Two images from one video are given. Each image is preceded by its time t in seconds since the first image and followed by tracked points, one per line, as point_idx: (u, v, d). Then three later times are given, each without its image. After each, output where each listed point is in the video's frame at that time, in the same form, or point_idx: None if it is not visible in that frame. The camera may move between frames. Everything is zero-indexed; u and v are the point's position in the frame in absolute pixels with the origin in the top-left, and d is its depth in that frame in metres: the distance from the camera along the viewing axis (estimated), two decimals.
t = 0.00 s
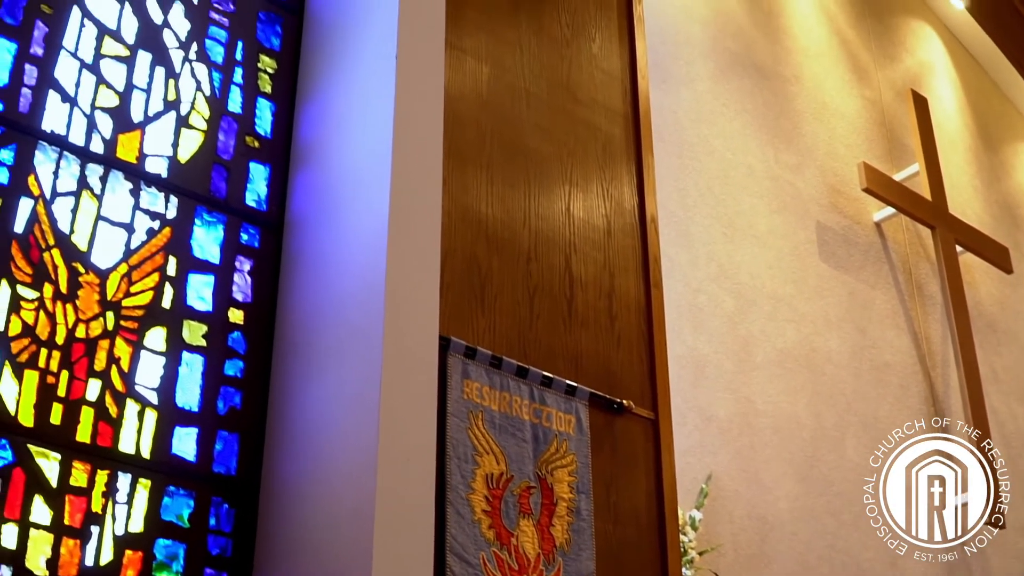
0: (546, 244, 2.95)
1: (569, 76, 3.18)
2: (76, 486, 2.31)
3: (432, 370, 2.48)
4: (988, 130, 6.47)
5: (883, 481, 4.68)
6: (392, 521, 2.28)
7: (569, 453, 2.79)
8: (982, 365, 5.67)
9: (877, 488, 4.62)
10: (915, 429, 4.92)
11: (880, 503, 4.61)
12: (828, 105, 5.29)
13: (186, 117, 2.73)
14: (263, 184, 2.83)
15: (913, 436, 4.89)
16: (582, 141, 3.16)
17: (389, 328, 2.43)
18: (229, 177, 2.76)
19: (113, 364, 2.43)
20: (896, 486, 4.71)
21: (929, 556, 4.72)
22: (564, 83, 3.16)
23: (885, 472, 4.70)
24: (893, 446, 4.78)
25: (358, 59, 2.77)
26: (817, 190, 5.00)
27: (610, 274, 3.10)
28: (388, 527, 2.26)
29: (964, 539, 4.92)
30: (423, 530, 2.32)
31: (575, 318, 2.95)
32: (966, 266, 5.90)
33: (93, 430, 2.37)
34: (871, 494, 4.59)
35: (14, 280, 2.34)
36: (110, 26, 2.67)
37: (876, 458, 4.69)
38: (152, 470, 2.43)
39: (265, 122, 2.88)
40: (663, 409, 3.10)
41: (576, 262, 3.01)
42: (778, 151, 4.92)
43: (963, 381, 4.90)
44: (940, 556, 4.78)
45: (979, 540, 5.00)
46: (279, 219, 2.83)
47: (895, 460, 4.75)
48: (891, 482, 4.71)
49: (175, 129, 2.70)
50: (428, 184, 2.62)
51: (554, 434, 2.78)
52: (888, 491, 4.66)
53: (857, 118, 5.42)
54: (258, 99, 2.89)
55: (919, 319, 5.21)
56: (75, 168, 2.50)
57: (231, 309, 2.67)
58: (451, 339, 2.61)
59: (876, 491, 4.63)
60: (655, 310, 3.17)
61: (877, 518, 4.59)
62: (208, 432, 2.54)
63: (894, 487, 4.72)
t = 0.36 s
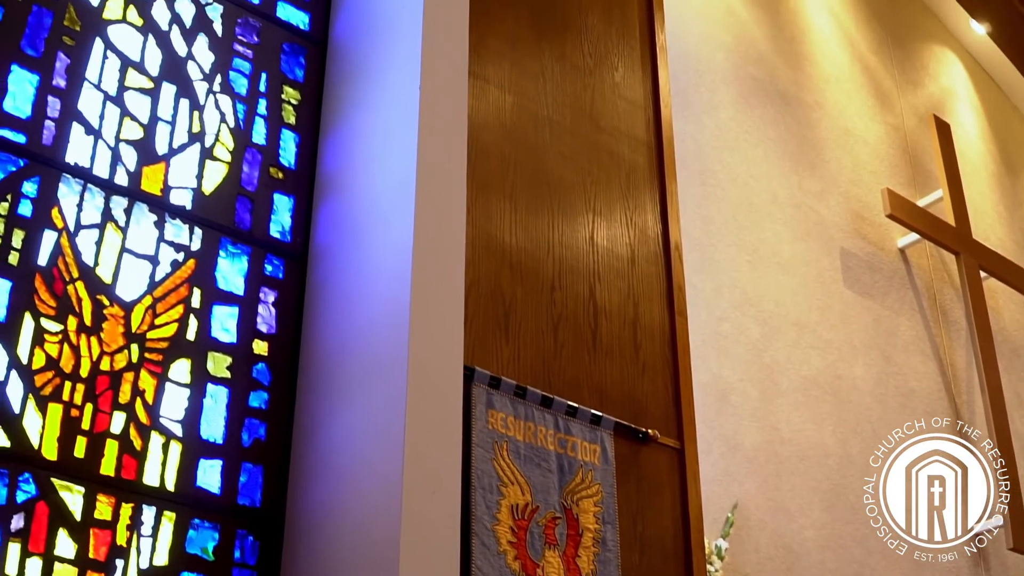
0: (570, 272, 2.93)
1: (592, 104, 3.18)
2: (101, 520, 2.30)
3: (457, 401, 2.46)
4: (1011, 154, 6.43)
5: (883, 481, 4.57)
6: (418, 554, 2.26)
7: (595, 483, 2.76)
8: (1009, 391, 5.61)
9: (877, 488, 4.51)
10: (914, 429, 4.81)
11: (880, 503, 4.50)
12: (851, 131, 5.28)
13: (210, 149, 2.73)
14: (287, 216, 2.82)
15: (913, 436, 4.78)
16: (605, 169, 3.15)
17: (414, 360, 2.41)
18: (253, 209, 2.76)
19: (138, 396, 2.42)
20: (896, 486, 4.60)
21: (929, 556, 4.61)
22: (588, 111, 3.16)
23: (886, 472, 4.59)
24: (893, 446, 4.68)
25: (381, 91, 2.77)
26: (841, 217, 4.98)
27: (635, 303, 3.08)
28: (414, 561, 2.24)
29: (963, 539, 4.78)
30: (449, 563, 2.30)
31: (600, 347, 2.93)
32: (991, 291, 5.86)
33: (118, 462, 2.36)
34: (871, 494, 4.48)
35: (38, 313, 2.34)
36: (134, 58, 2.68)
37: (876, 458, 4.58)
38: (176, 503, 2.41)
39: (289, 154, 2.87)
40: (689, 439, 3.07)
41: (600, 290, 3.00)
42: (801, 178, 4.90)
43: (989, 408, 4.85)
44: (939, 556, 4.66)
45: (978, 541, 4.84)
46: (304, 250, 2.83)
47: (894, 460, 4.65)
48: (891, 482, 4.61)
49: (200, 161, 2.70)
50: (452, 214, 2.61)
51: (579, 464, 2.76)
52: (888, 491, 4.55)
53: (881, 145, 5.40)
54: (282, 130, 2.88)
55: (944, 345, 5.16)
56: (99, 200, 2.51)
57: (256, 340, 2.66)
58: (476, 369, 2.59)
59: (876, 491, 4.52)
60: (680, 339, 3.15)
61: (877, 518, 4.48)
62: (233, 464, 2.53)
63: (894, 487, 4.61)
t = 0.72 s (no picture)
0: (589, 298, 2.93)
1: (611, 129, 3.18)
2: (121, 546, 2.29)
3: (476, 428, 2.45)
4: None
5: (883, 481, 4.50)
6: None
7: (614, 510, 2.75)
8: None
9: (877, 488, 4.44)
10: (915, 429, 4.73)
11: (880, 503, 4.43)
12: (871, 155, 5.26)
13: (231, 176, 2.73)
14: (307, 242, 2.82)
15: (913, 436, 4.70)
16: (624, 194, 3.14)
17: (434, 387, 2.41)
18: (273, 236, 2.76)
19: (158, 423, 2.43)
20: (896, 486, 4.53)
21: (929, 556, 4.51)
22: (606, 136, 3.15)
23: (886, 472, 4.52)
24: (893, 446, 4.61)
25: (401, 118, 2.78)
26: (861, 242, 4.96)
27: (654, 328, 3.06)
28: None
29: (963, 539, 4.67)
30: None
31: (620, 373, 2.92)
32: (1013, 316, 5.82)
33: (139, 489, 2.36)
34: (871, 494, 4.41)
35: (59, 340, 2.35)
36: (155, 86, 2.68)
37: (876, 458, 4.51)
38: (197, 530, 2.41)
39: (309, 180, 2.87)
40: (709, 466, 3.05)
41: (620, 315, 2.99)
42: (821, 202, 4.89)
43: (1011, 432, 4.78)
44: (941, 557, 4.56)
45: (978, 540, 4.71)
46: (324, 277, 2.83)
47: (895, 460, 4.58)
48: (892, 482, 4.53)
49: (220, 188, 2.70)
50: (471, 240, 2.61)
51: (599, 491, 2.74)
52: (888, 491, 4.48)
53: (901, 169, 5.38)
54: (302, 157, 2.88)
55: (966, 369, 5.11)
56: (120, 228, 2.51)
57: (275, 367, 2.66)
58: (495, 396, 2.59)
59: (876, 492, 4.44)
60: (700, 365, 3.13)
61: (877, 518, 4.40)
62: (253, 490, 2.52)
63: (893, 487, 4.53)
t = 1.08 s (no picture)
0: (610, 318, 2.92)
1: (630, 150, 3.17)
2: (144, 571, 2.29)
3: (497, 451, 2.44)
4: None
5: (883, 481, 4.42)
6: None
7: (638, 532, 2.72)
8: None
9: (877, 488, 4.36)
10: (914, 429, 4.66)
11: (880, 503, 4.34)
12: (890, 172, 5.24)
13: (251, 200, 2.74)
14: (327, 265, 2.82)
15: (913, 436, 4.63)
16: (644, 214, 3.13)
17: (455, 409, 2.40)
18: (293, 259, 2.76)
19: (180, 447, 2.42)
20: (896, 487, 4.45)
21: (929, 556, 4.42)
22: (625, 157, 3.14)
23: (886, 472, 4.44)
24: (893, 446, 4.53)
25: (421, 140, 2.78)
26: (881, 259, 4.94)
27: (675, 348, 3.04)
28: None
29: (962, 539, 4.59)
30: None
31: (641, 394, 2.90)
32: None
33: (161, 513, 2.35)
34: (871, 494, 4.32)
35: (81, 364, 2.35)
36: (175, 110, 2.69)
37: (876, 458, 4.43)
38: (219, 554, 2.40)
39: (328, 204, 2.87)
40: (733, 486, 3.00)
41: (641, 336, 2.97)
42: (841, 220, 4.88)
43: None
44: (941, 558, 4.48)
45: (977, 540, 4.63)
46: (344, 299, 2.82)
47: (895, 460, 4.50)
48: (891, 483, 4.46)
49: (240, 212, 2.71)
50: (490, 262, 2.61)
51: (621, 512, 2.72)
52: (888, 491, 4.40)
53: (920, 186, 5.36)
54: (322, 180, 2.89)
55: (987, 386, 5.06)
56: (141, 252, 2.52)
57: (297, 390, 2.66)
58: (516, 418, 2.58)
59: (877, 491, 4.36)
60: (722, 385, 3.09)
61: (878, 518, 4.32)
62: (275, 514, 2.51)
63: (893, 487, 4.46)
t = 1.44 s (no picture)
0: (627, 337, 2.90)
1: (646, 168, 3.16)
2: None
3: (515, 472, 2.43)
4: None
5: (883, 481, 4.40)
6: None
7: (657, 553, 2.70)
8: None
9: (877, 488, 4.34)
10: (914, 429, 4.62)
11: (880, 503, 4.32)
12: (907, 189, 5.22)
13: (268, 221, 2.74)
14: (344, 286, 2.81)
15: (913, 436, 4.59)
16: (661, 233, 3.11)
17: (473, 429, 2.40)
18: (311, 280, 2.76)
19: (198, 470, 2.42)
20: (896, 487, 4.43)
21: (930, 556, 4.39)
22: (642, 176, 3.14)
23: (886, 472, 4.42)
24: (893, 446, 4.50)
25: (437, 161, 2.78)
26: (899, 275, 4.91)
27: (694, 367, 3.02)
28: None
29: (962, 538, 4.54)
30: None
31: (659, 413, 2.88)
32: None
33: (179, 536, 2.34)
34: (871, 494, 4.31)
35: (98, 388, 2.34)
36: (193, 132, 2.69)
37: (877, 457, 4.41)
38: None
39: (345, 224, 2.87)
40: (754, 506, 2.98)
41: (659, 355, 2.95)
42: (858, 236, 4.87)
43: None
44: (940, 556, 4.43)
45: (977, 540, 4.58)
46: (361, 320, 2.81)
47: (895, 460, 4.48)
48: (892, 483, 4.43)
49: (257, 234, 2.70)
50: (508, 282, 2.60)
51: (641, 532, 2.69)
52: (888, 491, 4.38)
53: (938, 202, 5.35)
54: (338, 201, 2.89)
55: (1008, 404, 5.00)
56: (159, 274, 2.52)
57: (314, 412, 2.65)
58: (534, 437, 2.56)
59: (877, 491, 4.34)
60: (741, 403, 3.07)
61: (877, 518, 4.30)
62: (293, 536, 2.50)
63: (893, 487, 4.43)
